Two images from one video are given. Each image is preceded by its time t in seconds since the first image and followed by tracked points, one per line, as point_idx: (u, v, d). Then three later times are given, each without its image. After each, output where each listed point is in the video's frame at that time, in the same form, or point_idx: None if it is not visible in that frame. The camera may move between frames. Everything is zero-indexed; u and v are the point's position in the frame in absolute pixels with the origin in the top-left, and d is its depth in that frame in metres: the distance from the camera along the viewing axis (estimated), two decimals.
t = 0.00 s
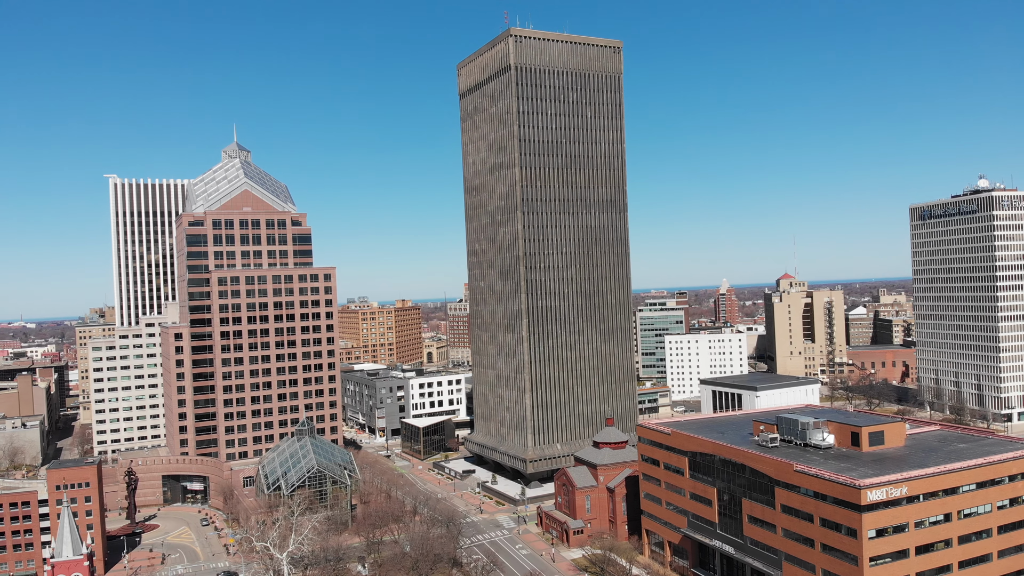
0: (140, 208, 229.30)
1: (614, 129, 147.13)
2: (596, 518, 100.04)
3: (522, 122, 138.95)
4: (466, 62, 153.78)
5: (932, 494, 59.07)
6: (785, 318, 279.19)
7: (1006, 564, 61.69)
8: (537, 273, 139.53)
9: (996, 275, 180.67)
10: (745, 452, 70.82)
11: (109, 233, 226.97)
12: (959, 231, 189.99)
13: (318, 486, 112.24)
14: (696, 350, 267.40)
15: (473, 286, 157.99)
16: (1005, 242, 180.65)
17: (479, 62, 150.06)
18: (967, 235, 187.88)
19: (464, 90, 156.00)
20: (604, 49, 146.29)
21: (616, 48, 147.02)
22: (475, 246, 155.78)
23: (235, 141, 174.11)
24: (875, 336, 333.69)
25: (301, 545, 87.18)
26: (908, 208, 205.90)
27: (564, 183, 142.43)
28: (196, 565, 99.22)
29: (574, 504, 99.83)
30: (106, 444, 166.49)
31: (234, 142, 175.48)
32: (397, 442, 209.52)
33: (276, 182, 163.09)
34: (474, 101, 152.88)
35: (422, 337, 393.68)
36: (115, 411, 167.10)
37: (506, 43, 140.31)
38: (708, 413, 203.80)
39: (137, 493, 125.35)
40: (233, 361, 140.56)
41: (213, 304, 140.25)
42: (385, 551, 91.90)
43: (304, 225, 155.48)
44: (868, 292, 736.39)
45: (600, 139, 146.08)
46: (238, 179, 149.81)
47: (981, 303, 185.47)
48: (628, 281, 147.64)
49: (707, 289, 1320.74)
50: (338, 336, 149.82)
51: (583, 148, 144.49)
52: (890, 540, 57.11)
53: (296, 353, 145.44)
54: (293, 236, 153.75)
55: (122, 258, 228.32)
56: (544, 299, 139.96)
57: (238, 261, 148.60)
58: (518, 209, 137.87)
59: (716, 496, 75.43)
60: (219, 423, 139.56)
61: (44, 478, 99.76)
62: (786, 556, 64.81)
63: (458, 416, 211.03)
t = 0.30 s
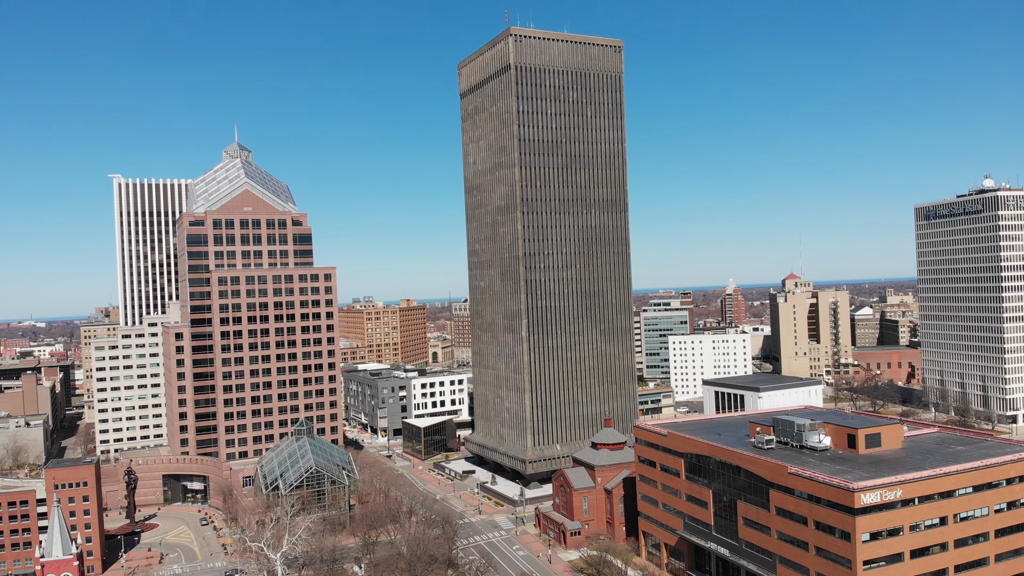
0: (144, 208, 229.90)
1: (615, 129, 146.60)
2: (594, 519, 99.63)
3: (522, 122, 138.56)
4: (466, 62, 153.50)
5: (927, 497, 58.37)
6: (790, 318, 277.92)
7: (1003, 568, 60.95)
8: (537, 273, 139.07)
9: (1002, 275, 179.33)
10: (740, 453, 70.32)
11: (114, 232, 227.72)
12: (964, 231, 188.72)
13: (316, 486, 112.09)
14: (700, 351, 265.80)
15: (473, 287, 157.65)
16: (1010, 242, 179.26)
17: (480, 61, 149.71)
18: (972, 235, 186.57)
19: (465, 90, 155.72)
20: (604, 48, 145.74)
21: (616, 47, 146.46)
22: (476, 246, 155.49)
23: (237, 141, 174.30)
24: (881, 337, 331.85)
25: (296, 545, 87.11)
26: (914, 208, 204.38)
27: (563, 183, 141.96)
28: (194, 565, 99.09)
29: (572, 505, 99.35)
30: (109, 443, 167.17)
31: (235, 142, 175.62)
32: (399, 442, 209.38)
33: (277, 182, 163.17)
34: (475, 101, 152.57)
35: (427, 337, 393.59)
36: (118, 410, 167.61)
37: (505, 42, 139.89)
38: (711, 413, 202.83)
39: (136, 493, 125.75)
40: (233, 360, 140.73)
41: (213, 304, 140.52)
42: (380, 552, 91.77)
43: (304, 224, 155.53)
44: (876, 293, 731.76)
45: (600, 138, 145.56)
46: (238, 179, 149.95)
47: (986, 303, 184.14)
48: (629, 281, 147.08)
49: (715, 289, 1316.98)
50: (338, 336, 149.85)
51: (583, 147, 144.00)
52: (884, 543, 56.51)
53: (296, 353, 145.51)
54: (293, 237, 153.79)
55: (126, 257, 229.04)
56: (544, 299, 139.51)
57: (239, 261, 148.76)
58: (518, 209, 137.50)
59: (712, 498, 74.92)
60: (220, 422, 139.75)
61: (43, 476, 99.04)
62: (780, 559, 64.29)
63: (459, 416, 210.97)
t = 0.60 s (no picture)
0: (148, 208, 230.62)
1: (615, 127, 145.99)
2: (591, 520, 99.11)
3: (522, 121, 138.12)
4: (467, 61, 153.12)
5: (923, 500, 57.71)
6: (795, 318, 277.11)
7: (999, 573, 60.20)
8: (537, 273, 138.59)
9: (1007, 275, 177.83)
10: (735, 454, 69.78)
11: (118, 232, 228.61)
12: (969, 231, 187.42)
13: (314, 486, 112.05)
14: (704, 351, 264.46)
15: (474, 287, 157.21)
16: (1016, 242, 177.78)
17: (480, 61, 149.36)
18: (977, 235, 185.23)
19: (465, 89, 155.40)
20: (605, 47, 145.16)
21: (617, 46, 145.86)
22: (476, 246, 155.07)
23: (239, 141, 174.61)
24: (888, 338, 329.63)
25: (291, 545, 87.09)
26: (919, 207, 202.89)
27: (564, 182, 141.44)
28: (192, 564, 99.30)
29: (569, 506, 98.93)
30: (112, 442, 167.98)
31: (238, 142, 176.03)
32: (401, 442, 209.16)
33: (278, 182, 163.31)
34: (475, 100, 152.24)
35: (432, 337, 393.54)
36: (121, 410, 168.34)
37: (505, 41, 139.47)
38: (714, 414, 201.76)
39: (136, 492, 126.18)
40: (233, 360, 140.95)
41: (214, 304, 140.76)
42: (375, 552, 91.74)
43: (305, 224, 155.62)
44: (884, 293, 727.51)
45: (600, 137, 144.96)
46: (239, 179, 150.12)
47: (991, 303, 182.70)
48: (630, 281, 146.39)
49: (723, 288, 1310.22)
50: (339, 336, 149.91)
51: (583, 147, 143.45)
52: (878, 547, 55.88)
53: (296, 353, 145.60)
54: (294, 236, 153.88)
55: (130, 257, 229.90)
56: (543, 298, 138.93)
57: (239, 261, 148.88)
58: (517, 209, 137.03)
59: (707, 500, 74.39)
60: (220, 422, 139.90)
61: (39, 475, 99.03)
62: (775, 562, 63.72)
63: (461, 416, 210.80)
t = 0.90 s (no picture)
0: (152, 208, 231.23)
1: (616, 127, 145.45)
2: (589, 521, 98.62)
3: (522, 121, 137.69)
4: (467, 61, 152.72)
5: (918, 502, 57.07)
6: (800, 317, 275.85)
7: None
8: (537, 273, 138.13)
9: (1013, 274, 176.31)
10: (729, 456, 69.24)
11: (123, 232, 229.36)
12: (974, 230, 186.15)
13: (312, 486, 111.81)
14: (708, 351, 263.12)
15: (474, 287, 156.77)
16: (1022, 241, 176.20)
17: (480, 60, 148.97)
18: (982, 234, 183.88)
19: (465, 89, 154.98)
20: (605, 46, 144.66)
21: (617, 44, 145.32)
22: (476, 246, 154.62)
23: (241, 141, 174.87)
24: (894, 338, 327.71)
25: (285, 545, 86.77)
26: (924, 206, 201.52)
27: (564, 182, 140.92)
28: (191, 563, 99.35)
29: (567, 507, 98.47)
30: (114, 441, 168.56)
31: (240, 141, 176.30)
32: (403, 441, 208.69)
33: (279, 181, 163.46)
34: (475, 100, 151.82)
35: (437, 336, 393.47)
36: (123, 409, 168.94)
37: (505, 40, 139.06)
38: (716, 414, 200.81)
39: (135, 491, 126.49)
40: (233, 359, 141.05)
41: (214, 303, 141.00)
42: (372, 552, 91.36)
43: (306, 224, 155.74)
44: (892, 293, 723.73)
45: (601, 137, 144.43)
46: (239, 179, 150.29)
47: (996, 302, 181.29)
48: (631, 281, 145.85)
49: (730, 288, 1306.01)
50: (340, 336, 149.91)
51: (583, 147, 142.97)
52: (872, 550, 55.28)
53: (297, 353, 145.66)
54: (295, 236, 153.99)
55: (135, 257, 230.70)
56: (543, 298, 138.42)
57: (240, 260, 149.09)
58: (517, 209, 136.57)
59: (703, 501, 73.89)
60: (220, 421, 140.08)
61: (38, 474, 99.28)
62: (769, 564, 63.22)
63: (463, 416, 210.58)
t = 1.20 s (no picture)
0: (157, 207, 231.90)
1: (616, 126, 144.89)
2: (587, 522, 98.18)
3: (521, 120, 137.24)
4: (468, 60, 152.31)
5: (912, 506, 56.36)
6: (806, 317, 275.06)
7: None
8: (536, 273, 137.64)
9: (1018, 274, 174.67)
10: (724, 458, 68.67)
11: (128, 231, 230.12)
12: (978, 229, 184.89)
13: (311, 486, 111.65)
14: (712, 351, 261.87)
15: (475, 287, 156.34)
16: None
17: (481, 59, 148.51)
18: (987, 233, 182.53)
19: (466, 88, 154.59)
20: (606, 45, 144.14)
21: (618, 43, 144.70)
22: (477, 246, 154.17)
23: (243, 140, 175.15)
24: (901, 338, 325.45)
25: (281, 545, 86.25)
26: (929, 206, 200.06)
27: (564, 182, 140.41)
28: (189, 563, 99.58)
29: (564, 508, 98.03)
30: (118, 440, 169.18)
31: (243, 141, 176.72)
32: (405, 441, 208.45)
33: (281, 181, 163.69)
34: (476, 99, 151.44)
35: (442, 336, 393.16)
36: (127, 408, 169.51)
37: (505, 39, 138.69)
38: (720, 414, 199.90)
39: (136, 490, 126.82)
40: (233, 359, 141.25)
41: (214, 303, 141.17)
42: (369, 552, 91.06)
43: (307, 224, 155.80)
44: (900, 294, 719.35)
45: (601, 136, 143.90)
46: (241, 179, 150.48)
47: (1001, 302, 179.76)
48: (632, 281, 145.16)
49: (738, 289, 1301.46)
50: (340, 336, 149.96)
51: (584, 146, 142.45)
52: (866, 553, 54.61)
53: (297, 352, 145.72)
54: (296, 236, 154.08)
55: (139, 256, 231.41)
56: (543, 298, 137.89)
57: (241, 260, 149.15)
58: (517, 209, 136.23)
59: (698, 503, 73.33)
60: (221, 420, 140.29)
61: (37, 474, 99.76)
62: (764, 567, 62.61)
63: (466, 416, 210.38)
